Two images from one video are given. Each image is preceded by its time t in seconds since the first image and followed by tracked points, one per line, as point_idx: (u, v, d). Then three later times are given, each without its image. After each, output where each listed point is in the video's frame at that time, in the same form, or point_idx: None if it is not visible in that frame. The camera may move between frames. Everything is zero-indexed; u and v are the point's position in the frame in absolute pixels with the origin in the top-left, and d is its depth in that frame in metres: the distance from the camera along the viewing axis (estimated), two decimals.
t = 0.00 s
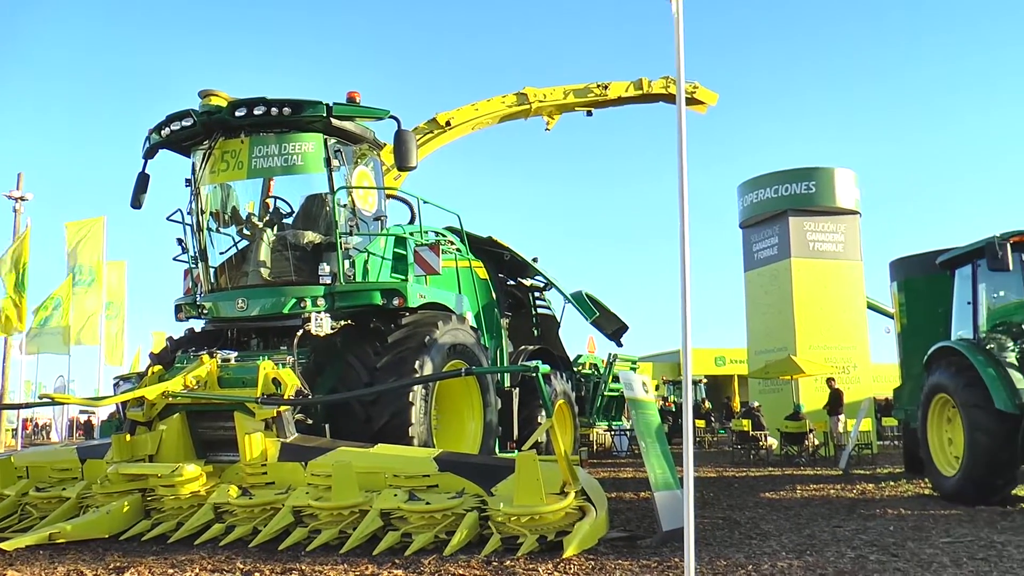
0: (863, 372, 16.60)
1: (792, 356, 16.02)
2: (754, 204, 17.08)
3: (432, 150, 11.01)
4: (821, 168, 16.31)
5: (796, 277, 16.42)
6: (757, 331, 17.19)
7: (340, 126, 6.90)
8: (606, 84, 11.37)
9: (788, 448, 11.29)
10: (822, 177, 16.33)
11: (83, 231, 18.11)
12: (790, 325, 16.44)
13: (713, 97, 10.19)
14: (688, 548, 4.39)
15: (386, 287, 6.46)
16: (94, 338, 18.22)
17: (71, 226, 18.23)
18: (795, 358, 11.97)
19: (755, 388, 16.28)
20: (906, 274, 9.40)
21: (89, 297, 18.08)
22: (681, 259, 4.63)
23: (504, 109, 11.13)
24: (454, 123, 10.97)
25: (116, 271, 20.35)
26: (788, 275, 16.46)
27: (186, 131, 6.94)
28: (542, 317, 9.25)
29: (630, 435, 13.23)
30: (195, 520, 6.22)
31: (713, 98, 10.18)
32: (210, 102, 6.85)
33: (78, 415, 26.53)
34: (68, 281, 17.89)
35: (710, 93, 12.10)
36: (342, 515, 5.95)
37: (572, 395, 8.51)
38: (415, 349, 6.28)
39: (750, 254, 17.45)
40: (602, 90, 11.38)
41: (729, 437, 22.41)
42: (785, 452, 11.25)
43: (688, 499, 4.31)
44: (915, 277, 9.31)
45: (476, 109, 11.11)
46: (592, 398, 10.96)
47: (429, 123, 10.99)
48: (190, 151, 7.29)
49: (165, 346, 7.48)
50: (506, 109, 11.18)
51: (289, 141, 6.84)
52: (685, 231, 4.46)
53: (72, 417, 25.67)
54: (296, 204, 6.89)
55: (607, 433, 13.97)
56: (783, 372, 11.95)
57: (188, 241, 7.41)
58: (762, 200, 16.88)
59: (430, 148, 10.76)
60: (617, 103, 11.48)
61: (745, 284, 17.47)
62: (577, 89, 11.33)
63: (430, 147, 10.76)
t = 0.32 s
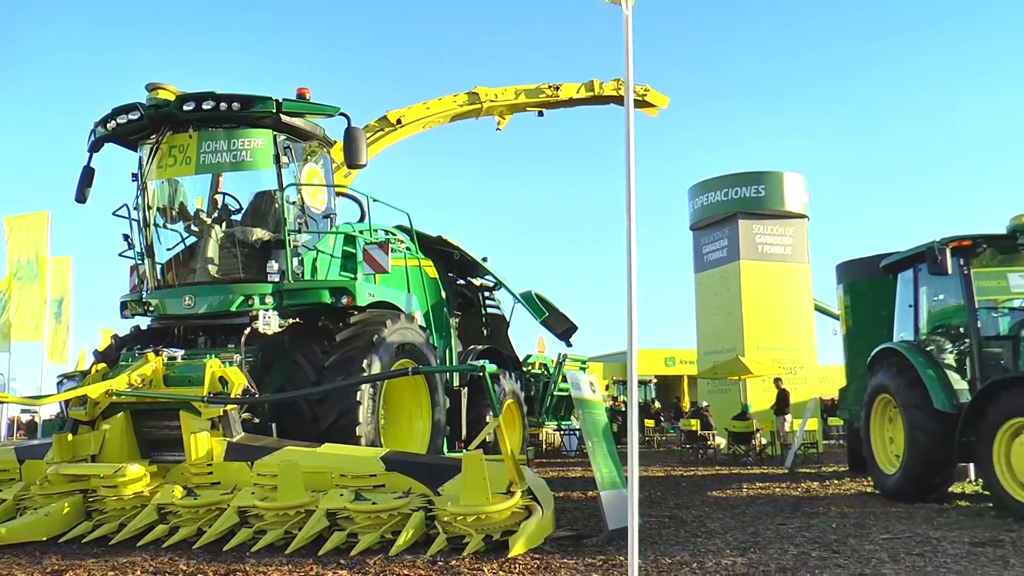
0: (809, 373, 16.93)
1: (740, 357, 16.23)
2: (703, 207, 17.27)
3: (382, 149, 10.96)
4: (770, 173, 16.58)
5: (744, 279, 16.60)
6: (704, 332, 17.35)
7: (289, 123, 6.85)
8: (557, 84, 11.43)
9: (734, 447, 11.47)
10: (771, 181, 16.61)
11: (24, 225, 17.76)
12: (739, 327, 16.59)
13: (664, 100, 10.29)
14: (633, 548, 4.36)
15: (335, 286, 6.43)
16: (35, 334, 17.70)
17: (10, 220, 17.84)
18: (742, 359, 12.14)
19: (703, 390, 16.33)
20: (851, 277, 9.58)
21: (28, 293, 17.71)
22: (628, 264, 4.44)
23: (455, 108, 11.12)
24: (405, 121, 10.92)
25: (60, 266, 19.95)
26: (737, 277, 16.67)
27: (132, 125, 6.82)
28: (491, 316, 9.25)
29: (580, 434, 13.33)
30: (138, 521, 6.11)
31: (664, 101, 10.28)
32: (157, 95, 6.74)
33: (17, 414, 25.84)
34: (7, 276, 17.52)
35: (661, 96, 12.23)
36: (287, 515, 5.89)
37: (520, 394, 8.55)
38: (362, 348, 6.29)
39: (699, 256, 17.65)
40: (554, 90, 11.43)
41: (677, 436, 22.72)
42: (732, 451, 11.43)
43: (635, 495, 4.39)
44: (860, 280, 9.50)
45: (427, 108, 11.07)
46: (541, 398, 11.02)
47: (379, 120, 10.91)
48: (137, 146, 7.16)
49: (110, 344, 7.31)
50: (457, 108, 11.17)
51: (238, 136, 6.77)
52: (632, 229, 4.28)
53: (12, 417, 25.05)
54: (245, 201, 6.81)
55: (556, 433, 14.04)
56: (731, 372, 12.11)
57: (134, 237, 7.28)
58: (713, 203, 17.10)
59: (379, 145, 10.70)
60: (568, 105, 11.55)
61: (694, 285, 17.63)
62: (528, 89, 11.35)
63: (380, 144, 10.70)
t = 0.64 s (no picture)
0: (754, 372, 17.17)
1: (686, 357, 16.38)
2: (651, 207, 17.44)
3: (329, 146, 10.86)
4: (717, 175, 16.82)
5: (691, 280, 16.76)
6: (652, 331, 17.46)
7: (235, 118, 6.78)
8: (505, 84, 11.47)
9: (679, 446, 11.65)
10: (718, 183, 16.84)
11: None
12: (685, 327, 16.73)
13: (612, 101, 10.38)
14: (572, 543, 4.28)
15: (280, 283, 6.38)
16: None
17: None
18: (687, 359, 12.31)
19: (650, 390, 16.54)
20: (794, 279, 9.75)
21: None
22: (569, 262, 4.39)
23: (402, 105, 11.06)
24: (352, 118, 10.84)
25: None
26: (683, 277, 16.80)
27: (72, 116, 6.65)
28: (437, 315, 9.24)
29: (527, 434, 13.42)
30: (74, 522, 5.96)
31: (612, 102, 10.35)
32: (99, 86, 6.55)
33: None
34: None
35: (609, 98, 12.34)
36: (228, 515, 5.80)
37: (466, 393, 8.58)
38: (306, 346, 6.29)
39: (647, 258, 17.85)
40: (502, 90, 11.47)
41: (622, 434, 23.04)
42: (677, 450, 11.60)
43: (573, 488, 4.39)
44: (803, 282, 9.68)
45: (374, 105, 10.97)
46: (487, 397, 11.08)
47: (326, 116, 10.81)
48: (77, 138, 7.00)
49: (47, 340, 7.10)
50: (405, 105, 11.12)
51: (182, 130, 6.65)
52: (574, 224, 4.19)
53: None
54: (189, 196, 6.68)
55: (503, 432, 14.10)
56: (677, 371, 12.27)
57: (74, 231, 7.10)
58: (662, 204, 17.28)
59: (326, 142, 10.61)
60: (516, 104, 11.61)
61: (642, 286, 17.83)
62: (476, 87, 11.35)
63: (326, 141, 10.60)
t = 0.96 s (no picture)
0: (698, 372, 17.28)
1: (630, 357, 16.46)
2: (598, 208, 17.52)
3: (274, 140, 10.70)
4: (664, 177, 17.02)
5: (637, 280, 16.85)
6: (598, 330, 17.44)
7: (178, 110, 6.70)
8: (452, 82, 11.46)
9: (623, 445, 11.78)
10: (665, 185, 17.04)
11: None
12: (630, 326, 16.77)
13: (558, 102, 10.44)
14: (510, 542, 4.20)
15: (224, 279, 6.29)
16: None
17: None
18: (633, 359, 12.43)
19: (596, 389, 16.71)
20: (738, 280, 9.89)
21: None
22: (511, 265, 4.32)
23: (349, 101, 10.95)
24: (299, 113, 10.69)
25: None
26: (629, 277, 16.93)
27: (8, 105, 6.48)
28: (382, 313, 9.21)
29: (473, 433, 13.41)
30: (4, 523, 5.78)
31: (559, 103, 10.41)
32: (36, 75, 6.40)
33: None
34: None
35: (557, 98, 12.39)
36: (166, 515, 5.69)
37: (410, 392, 8.59)
38: (249, 343, 6.24)
39: (594, 258, 17.95)
40: (449, 88, 11.46)
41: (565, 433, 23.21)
42: (621, 449, 11.72)
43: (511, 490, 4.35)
44: (747, 283, 9.82)
45: (320, 100, 10.83)
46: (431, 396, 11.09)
47: (272, 111, 10.65)
48: (13, 127, 6.80)
49: None
50: (351, 102, 11.00)
51: (124, 122, 6.53)
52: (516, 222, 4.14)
53: None
54: (131, 189, 6.52)
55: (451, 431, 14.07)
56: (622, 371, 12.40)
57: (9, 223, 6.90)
58: (609, 205, 17.40)
59: (271, 137, 10.46)
60: (463, 103, 11.60)
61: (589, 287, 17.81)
62: (424, 85, 11.32)
63: (271, 137, 10.46)
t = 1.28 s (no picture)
0: (645, 372, 17.41)
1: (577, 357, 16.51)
2: (548, 207, 17.57)
3: (222, 134, 10.53)
4: (614, 179, 17.17)
5: (586, 280, 16.92)
6: (546, 330, 17.49)
7: (123, 101, 6.63)
8: (402, 79, 11.42)
9: (570, 444, 11.88)
10: (614, 186, 17.20)
11: None
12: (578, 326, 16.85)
13: (509, 101, 10.49)
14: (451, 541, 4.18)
15: (168, 274, 6.15)
16: None
17: None
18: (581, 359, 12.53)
19: (543, 389, 16.82)
20: (686, 282, 10.03)
21: None
22: (455, 267, 4.30)
23: (298, 96, 10.82)
24: (247, 107, 10.52)
25: None
26: (578, 278, 17.00)
27: None
28: (330, 311, 9.17)
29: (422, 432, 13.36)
30: None
31: (509, 103, 10.46)
32: None
33: None
34: None
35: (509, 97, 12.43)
36: (105, 515, 5.56)
37: (356, 390, 8.58)
38: (194, 339, 6.16)
39: (543, 258, 17.97)
40: (399, 85, 11.40)
41: (510, 432, 23.28)
42: (569, 448, 11.81)
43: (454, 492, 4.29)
44: (694, 285, 9.98)
45: (269, 95, 10.69)
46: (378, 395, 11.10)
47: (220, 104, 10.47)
48: None
49: None
50: (300, 97, 10.88)
51: (66, 112, 6.39)
52: (461, 221, 4.12)
53: None
54: (73, 181, 6.38)
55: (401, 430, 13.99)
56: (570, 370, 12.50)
57: None
58: (557, 205, 17.47)
59: (219, 131, 10.29)
60: (413, 100, 11.57)
61: (538, 286, 17.90)
62: (373, 82, 11.27)
63: (219, 131, 10.28)
